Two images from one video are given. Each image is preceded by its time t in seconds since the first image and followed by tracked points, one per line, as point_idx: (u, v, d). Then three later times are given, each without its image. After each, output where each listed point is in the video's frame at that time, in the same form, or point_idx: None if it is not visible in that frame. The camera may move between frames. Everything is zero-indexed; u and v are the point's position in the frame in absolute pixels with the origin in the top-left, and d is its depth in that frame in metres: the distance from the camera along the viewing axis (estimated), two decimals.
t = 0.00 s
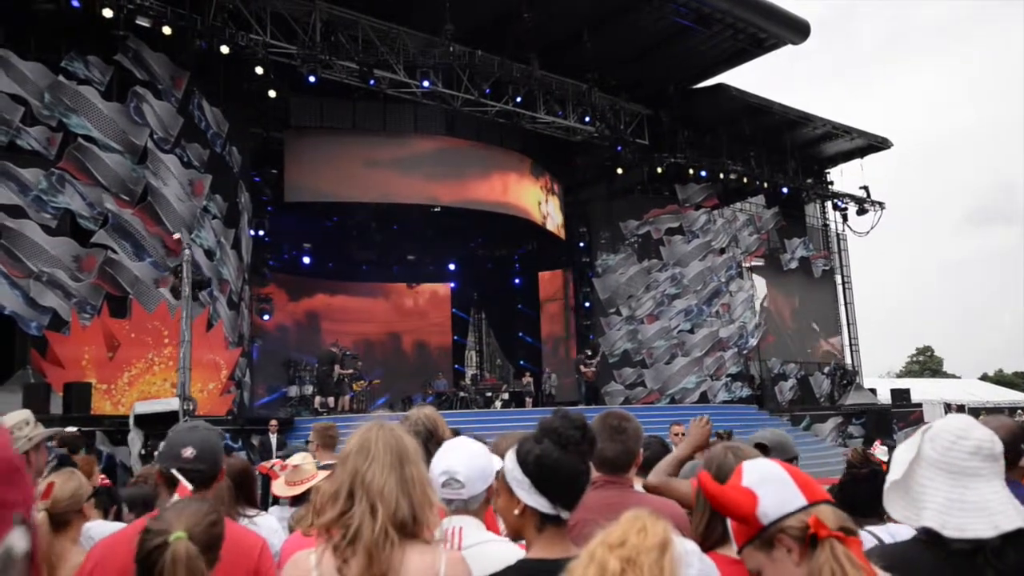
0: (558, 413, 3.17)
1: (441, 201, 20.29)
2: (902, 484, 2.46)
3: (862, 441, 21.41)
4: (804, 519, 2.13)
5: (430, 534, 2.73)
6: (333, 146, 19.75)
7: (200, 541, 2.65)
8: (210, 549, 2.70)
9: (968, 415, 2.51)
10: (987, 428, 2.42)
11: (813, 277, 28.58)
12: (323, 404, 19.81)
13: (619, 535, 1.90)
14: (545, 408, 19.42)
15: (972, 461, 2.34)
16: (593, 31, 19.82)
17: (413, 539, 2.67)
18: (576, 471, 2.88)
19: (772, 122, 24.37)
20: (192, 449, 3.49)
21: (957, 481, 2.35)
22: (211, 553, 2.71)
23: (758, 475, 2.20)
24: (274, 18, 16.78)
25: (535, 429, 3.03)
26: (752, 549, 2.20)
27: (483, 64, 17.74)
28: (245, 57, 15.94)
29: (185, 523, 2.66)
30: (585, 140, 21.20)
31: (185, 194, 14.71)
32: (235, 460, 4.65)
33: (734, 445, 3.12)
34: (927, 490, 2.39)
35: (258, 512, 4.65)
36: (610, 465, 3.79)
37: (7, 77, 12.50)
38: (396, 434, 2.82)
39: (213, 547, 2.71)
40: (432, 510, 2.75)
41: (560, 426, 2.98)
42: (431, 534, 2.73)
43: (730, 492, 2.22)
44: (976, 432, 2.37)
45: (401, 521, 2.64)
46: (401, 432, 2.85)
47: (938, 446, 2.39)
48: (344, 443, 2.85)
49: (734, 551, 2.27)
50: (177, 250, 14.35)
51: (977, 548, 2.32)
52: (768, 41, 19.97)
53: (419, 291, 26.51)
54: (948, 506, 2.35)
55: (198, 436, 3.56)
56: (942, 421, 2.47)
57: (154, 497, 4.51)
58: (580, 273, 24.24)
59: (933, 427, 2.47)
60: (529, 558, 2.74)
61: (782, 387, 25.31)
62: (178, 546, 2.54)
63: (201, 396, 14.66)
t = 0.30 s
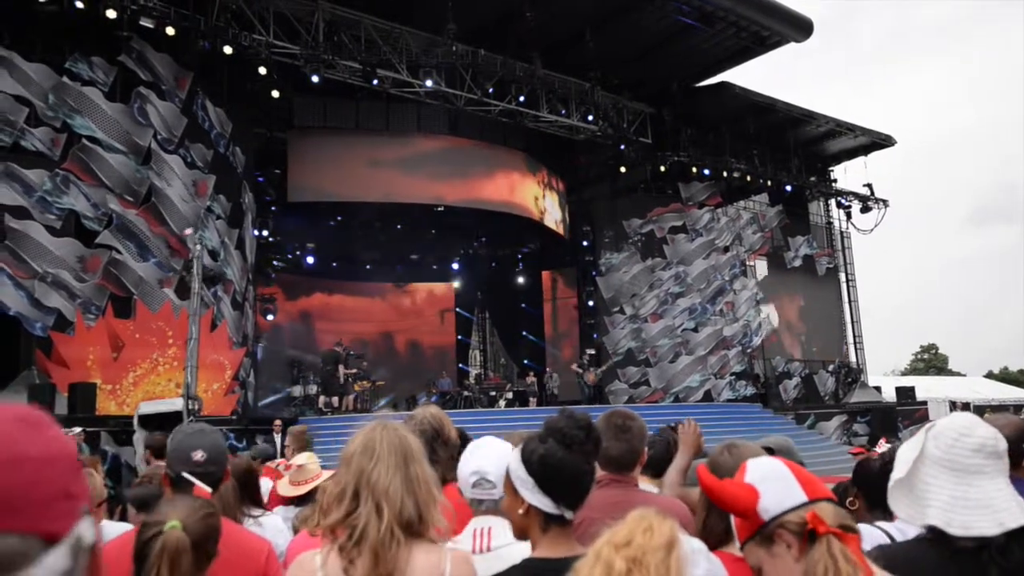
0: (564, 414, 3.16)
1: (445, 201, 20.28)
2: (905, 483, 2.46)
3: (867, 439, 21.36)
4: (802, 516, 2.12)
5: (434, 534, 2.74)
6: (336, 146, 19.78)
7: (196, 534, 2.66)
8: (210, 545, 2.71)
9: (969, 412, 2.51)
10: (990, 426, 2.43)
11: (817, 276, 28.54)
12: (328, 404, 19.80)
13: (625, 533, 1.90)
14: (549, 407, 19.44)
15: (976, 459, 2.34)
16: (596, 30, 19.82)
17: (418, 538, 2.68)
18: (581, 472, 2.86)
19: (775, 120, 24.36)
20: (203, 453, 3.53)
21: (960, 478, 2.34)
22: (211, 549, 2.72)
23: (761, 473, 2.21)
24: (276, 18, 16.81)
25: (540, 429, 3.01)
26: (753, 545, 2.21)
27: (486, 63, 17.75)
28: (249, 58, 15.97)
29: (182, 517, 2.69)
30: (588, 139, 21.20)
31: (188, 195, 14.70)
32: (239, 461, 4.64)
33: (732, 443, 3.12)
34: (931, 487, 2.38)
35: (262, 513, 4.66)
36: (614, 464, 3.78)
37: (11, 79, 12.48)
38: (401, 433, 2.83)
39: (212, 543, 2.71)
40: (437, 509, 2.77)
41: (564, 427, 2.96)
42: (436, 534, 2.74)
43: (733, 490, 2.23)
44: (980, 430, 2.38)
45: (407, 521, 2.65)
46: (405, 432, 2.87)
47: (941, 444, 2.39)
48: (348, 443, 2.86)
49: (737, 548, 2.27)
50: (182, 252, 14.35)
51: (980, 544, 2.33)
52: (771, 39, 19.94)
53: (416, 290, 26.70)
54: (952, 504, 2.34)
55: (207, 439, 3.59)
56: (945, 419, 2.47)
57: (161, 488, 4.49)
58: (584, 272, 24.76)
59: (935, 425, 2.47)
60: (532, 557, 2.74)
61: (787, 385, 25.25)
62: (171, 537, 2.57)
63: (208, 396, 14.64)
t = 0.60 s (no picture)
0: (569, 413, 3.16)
1: (448, 200, 20.28)
2: (912, 481, 2.45)
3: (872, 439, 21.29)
4: (807, 513, 2.12)
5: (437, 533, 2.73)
6: (341, 146, 19.80)
7: (197, 528, 2.67)
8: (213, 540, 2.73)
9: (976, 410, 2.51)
10: (996, 425, 2.42)
11: (822, 274, 28.47)
12: (332, 405, 19.80)
13: (629, 532, 1.90)
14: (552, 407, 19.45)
15: (980, 456, 2.34)
16: (598, 29, 19.80)
17: (421, 537, 2.67)
18: (586, 472, 2.86)
19: (779, 118, 24.31)
20: (209, 451, 3.54)
21: (965, 477, 2.34)
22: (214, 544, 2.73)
23: (767, 470, 2.24)
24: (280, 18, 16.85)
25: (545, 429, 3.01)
26: (760, 542, 2.22)
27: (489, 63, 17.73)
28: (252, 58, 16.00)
29: (183, 512, 2.71)
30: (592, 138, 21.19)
31: (192, 195, 14.76)
32: (246, 459, 4.64)
33: (735, 442, 3.12)
34: (936, 485, 2.37)
35: (268, 512, 4.68)
36: (620, 463, 3.79)
37: (16, 79, 12.58)
38: (404, 432, 2.83)
39: (215, 538, 2.73)
40: (441, 509, 2.76)
41: (570, 427, 2.97)
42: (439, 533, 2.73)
43: (740, 488, 2.25)
44: (985, 428, 2.37)
45: (411, 520, 2.65)
46: (408, 431, 2.87)
47: (946, 442, 2.39)
48: (350, 442, 2.86)
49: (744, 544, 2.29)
50: (186, 252, 14.46)
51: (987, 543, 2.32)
52: (775, 37, 19.88)
53: (423, 290, 26.68)
54: (957, 502, 2.33)
55: (211, 438, 3.59)
56: (950, 418, 2.47)
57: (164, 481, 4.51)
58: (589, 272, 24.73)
59: (941, 423, 2.47)
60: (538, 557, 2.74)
61: (792, 385, 25.13)
62: (170, 529, 2.59)
63: (214, 395, 14.67)
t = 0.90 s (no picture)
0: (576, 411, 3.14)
1: (453, 199, 20.28)
2: (919, 481, 2.44)
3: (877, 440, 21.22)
4: (822, 511, 2.12)
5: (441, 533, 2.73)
6: (346, 146, 19.81)
7: (206, 524, 2.69)
8: (221, 534, 2.74)
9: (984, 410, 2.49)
10: (1003, 426, 2.41)
11: (826, 275, 28.41)
12: (336, 403, 19.78)
13: (639, 533, 1.89)
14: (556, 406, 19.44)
15: (988, 457, 2.32)
16: (603, 28, 19.79)
17: (425, 536, 2.67)
18: (593, 472, 2.85)
19: (784, 118, 24.27)
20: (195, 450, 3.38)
21: (971, 477, 2.33)
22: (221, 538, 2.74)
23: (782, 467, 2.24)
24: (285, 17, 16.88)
25: (551, 430, 3.01)
26: (775, 539, 2.21)
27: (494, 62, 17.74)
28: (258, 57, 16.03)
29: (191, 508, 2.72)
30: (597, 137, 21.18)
31: (198, 193, 14.78)
32: (248, 458, 4.63)
33: (742, 441, 3.10)
34: (942, 486, 2.36)
35: (271, 510, 4.68)
36: (626, 463, 3.78)
37: (22, 78, 12.60)
38: (407, 431, 2.85)
39: (223, 534, 2.75)
40: (444, 508, 2.77)
41: (576, 426, 2.95)
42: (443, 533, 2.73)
43: (753, 486, 2.25)
44: (993, 428, 2.36)
45: (415, 518, 2.66)
46: (410, 430, 2.89)
47: (953, 442, 2.38)
48: (353, 442, 2.88)
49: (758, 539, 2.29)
50: (191, 250, 14.50)
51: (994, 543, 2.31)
52: (780, 36, 19.85)
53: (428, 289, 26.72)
54: (964, 502, 2.32)
55: (205, 435, 3.47)
56: (958, 418, 2.46)
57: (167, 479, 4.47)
58: (593, 271, 25.06)
59: (948, 423, 2.45)
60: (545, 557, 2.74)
61: (796, 385, 24.63)
62: (180, 523, 2.59)
63: (220, 393, 14.68)
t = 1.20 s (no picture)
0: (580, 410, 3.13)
1: (458, 199, 20.30)
2: (926, 480, 2.42)
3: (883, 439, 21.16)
4: (855, 509, 2.10)
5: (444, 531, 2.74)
6: (351, 146, 19.84)
7: (205, 520, 2.65)
8: (220, 531, 2.69)
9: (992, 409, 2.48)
10: (1011, 424, 2.41)
11: (833, 273, 28.36)
12: (342, 403, 19.80)
13: (650, 535, 1.88)
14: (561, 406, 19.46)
15: (996, 455, 2.32)
16: (607, 26, 19.78)
17: (428, 536, 2.68)
18: (594, 473, 2.84)
19: (790, 116, 24.23)
20: (201, 448, 3.40)
21: (979, 475, 2.32)
22: (222, 535, 2.70)
23: (806, 462, 2.22)
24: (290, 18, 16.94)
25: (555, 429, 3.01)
26: (798, 537, 2.19)
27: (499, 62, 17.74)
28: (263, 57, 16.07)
29: (190, 503, 2.68)
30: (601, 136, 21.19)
31: (203, 193, 14.82)
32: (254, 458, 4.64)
33: (750, 441, 3.10)
34: (951, 484, 2.35)
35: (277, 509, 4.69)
36: (632, 462, 3.78)
37: (28, 79, 12.71)
38: (409, 430, 2.84)
39: (223, 531, 2.70)
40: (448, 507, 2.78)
41: (578, 426, 2.95)
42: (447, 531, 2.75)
43: (776, 484, 2.23)
44: (1002, 426, 2.36)
45: (419, 517, 2.67)
46: (413, 429, 2.88)
47: (962, 439, 2.37)
48: (356, 441, 2.86)
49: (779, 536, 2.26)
50: (197, 250, 14.55)
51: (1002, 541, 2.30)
52: (785, 34, 19.83)
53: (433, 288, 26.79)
54: (973, 500, 2.32)
55: (209, 435, 3.47)
56: (966, 416, 2.45)
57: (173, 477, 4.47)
58: (598, 270, 24.98)
59: (956, 421, 2.45)
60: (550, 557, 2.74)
61: (803, 383, 24.69)
62: (175, 517, 2.57)
63: (227, 393, 14.69)
